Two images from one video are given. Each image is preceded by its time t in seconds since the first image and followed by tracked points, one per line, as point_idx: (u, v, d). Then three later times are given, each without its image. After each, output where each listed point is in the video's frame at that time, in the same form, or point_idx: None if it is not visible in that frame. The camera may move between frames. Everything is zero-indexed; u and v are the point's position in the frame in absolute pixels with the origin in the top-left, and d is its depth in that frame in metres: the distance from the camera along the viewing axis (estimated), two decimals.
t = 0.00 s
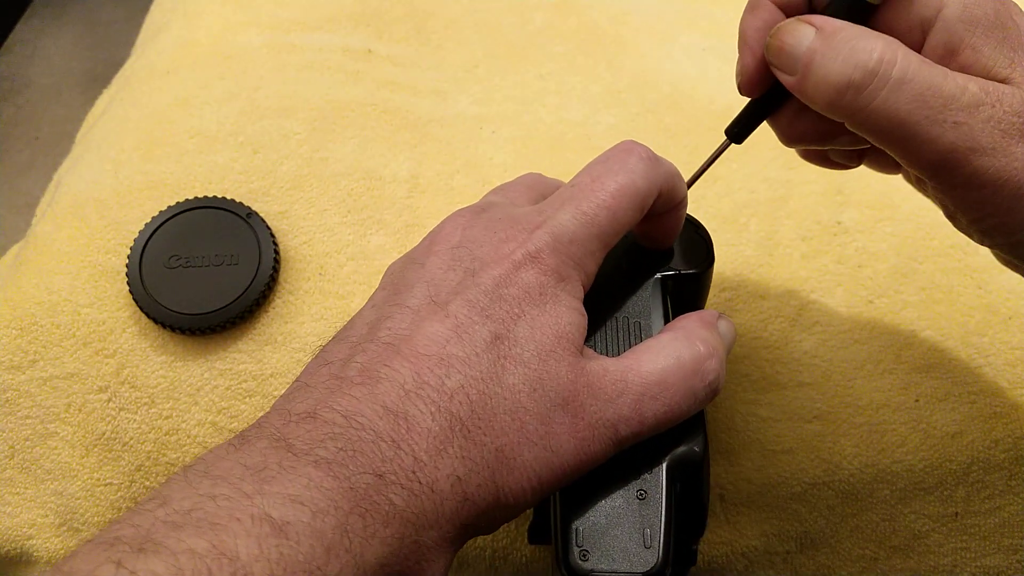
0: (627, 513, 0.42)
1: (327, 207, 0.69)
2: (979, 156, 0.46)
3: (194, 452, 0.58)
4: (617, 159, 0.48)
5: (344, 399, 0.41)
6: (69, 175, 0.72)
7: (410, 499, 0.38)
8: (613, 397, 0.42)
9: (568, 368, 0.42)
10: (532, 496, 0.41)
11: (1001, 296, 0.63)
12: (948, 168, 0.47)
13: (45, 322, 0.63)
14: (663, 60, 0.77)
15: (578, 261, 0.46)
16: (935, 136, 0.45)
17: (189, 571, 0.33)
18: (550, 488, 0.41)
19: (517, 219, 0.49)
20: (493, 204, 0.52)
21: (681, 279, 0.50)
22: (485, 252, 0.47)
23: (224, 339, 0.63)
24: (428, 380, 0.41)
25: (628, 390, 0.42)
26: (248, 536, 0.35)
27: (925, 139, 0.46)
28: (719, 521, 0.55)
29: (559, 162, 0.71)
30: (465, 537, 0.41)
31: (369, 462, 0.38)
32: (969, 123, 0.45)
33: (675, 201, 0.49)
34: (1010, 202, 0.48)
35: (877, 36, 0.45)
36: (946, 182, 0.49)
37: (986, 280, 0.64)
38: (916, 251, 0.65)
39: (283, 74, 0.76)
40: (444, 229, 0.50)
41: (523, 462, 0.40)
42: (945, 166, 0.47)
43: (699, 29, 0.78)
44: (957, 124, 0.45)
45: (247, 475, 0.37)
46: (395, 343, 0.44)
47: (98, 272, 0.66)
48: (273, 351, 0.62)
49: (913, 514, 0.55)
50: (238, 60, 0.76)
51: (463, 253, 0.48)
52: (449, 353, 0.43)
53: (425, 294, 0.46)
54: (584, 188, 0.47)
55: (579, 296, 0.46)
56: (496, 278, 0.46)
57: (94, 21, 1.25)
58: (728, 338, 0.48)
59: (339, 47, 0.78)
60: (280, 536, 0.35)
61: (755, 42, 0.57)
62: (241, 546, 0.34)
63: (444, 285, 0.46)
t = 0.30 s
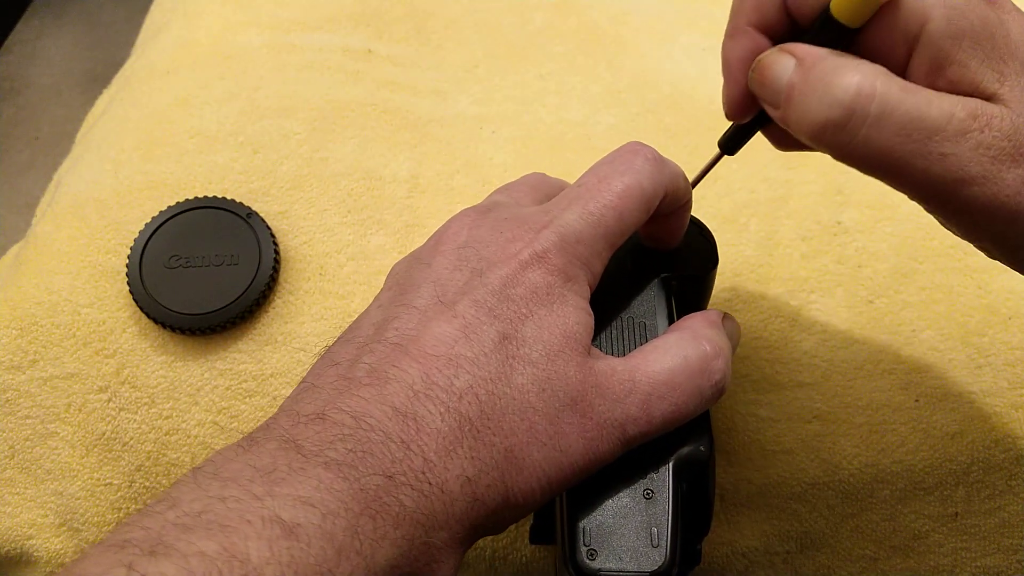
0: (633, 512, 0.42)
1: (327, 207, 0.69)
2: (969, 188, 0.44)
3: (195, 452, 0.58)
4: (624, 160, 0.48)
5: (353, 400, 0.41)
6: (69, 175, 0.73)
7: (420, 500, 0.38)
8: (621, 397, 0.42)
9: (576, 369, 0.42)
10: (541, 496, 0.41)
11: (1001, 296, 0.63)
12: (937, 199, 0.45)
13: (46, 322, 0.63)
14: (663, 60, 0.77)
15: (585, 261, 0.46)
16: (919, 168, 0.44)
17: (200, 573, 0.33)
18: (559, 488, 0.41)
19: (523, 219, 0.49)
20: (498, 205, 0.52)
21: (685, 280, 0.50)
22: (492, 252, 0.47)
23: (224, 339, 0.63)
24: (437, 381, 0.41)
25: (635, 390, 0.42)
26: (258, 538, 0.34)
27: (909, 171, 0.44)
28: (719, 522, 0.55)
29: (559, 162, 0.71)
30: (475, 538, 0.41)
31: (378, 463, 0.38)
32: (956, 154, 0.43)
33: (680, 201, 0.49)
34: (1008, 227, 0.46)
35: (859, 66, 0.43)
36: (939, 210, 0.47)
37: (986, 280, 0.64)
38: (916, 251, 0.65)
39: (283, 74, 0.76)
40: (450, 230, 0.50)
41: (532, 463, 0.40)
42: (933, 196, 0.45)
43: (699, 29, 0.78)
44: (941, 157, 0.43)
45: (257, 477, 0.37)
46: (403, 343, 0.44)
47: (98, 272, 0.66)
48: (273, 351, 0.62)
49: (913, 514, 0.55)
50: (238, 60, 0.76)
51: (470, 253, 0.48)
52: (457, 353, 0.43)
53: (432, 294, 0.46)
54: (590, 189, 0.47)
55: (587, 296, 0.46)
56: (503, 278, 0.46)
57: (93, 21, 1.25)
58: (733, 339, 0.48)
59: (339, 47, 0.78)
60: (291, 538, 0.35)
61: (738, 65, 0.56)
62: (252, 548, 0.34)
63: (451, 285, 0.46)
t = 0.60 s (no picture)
0: (637, 514, 0.42)
1: (328, 207, 0.69)
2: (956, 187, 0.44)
3: (195, 452, 0.58)
4: (628, 163, 0.48)
5: (357, 402, 0.41)
6: (68, 175, 0.73)
7: (425, 502, 0.38)
8: (625, 399, 0.42)
9: (580, 370, 0.42)
10: (546, 499, 0.41)
11: (1001, 296, 0.63)
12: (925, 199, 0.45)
13: (46, 322, 0.63)
14: (663, 60, 0.77)
15: (589, 263, 0.46)
16: (906, 168, 0.44)
17: None
18: (564, 490, 0.41)
19: (527, 220, 0.49)
20: (501, 207, 0.52)
21: (688, 282, 0.50)
22: (496, 253, 0.47)
23: (224, 339, 0.63)
24: (442, 383, 0.41)
25: (640, 392, 0.42)
26: (264, 540, 0.34)
27: (896, 172, 0.44)
28: (720, 523, 0.55)
29: (559, 162, 0.71)
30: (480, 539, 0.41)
31: (384, 465, 0.38)
32: (943, 153, 0.43)
33: (683, 203, 0.49)
34: (998, 225, 0.46)
35: (844, 67, 0.43)
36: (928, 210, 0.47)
37: (986, 280, 0.64)
38: (917, 251, 0.65)
39: (283, 74, 0.76)
40: (454, 231, 0.50)
41: (537, 465, 0.40)
42: (921, 196, 0.45)
43: (699, 29, 0.78)
44: (927, 157, 0.43)
45: (262, 479, 0.37)
46: (408, 345, 0.44)
47: (98, 272, 0.66)
48: (273, 351, 0.62)
49: (913, 514, 0.55)
50: (238, 60, 0.76)
51: (474, 255, 0.48)
52: (462, 355, 0.43)
53: (436, 296, 0.46)
54: (595, 191, 0.47)
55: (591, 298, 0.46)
56: (507, 280, 0.46)
57: (93, 21, 1.25)
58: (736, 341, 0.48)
59: (339, 47, 0.78)
60: (297, 541, 0.35)
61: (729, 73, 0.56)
62: (258, 551, 0.34)
63: (456, 287, 0.46)
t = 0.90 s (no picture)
0: (638, 522, 0.42)
1: (328, 208, 0.69)
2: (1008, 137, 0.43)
3: (195, 453, 0.58)
4: (630, 167, 0.48)
5: (357, 408, 0.41)
6: (69, 175, 0.73)
7: (426, 510, 0.38)
8: (627, 405, 0.42)
9: (582, 377, 0.42)
10: (547, 506, 0.41)
11: (1001, 297, 0.63)
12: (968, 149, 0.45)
13: (46, 323, 0.63)
14: (663, 61, 0.77)
15: (591, 269, 0.46)
16: (957, 112, 0.44)
17: None
18: (565, 497, 0.41)
19: (529, 225, 0.49)
20: (502, 210, 0.52)
21: (691, 287, 0.50)
22: (498, 259, 0.47)
23: (224, 339, 0.63)
24: (443, 390, 0.41)
25: (642, 399, 0.42)
26: (265, 548, 0.34)
27: (947, 117, 0.44)
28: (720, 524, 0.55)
29: (559, 162, 0.71)
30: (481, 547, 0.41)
31: (384, 473, 0.38)
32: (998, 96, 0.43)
33: (686, 208, 0.49)
34: None
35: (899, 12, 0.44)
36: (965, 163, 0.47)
37: (986, 280, 0.64)
38: (917, 251, 0.65)
39: (283, 74, 0.76)
40: (455, 236, 0.50)
41: (538, 472, 0.40)
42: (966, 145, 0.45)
43: (699, 29, 0.78)
44: (985, 96, 0.43)
45: (262, 487, 0.37)
46: (409, 351, 0.44)
47: (98, 273, 0.66)
48: (273, 351, 0.62)
49: (913, 514, 0.55)
50: (238, 60, 0.76)
51: (475, 260, 0.48)
52: (463, 362, 0.43)
53: (437, 302, 0.46)
54: (597, 195, 0.47)
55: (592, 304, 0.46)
56: (509, 286, 0.46)
57: (93, 20, 1.25)
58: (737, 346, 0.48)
59: (339, 47, 0.78)
60: (298, 550, 0.34)
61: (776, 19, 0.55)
62: (258, 560, 0.34)
63: (457, 293, 0.46)
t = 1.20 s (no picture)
0: (639, 521, 0.42)
1: (328, 208, 0.69)
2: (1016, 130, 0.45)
3: (195, 453, 0.58)
4: (630, 166, 0.48)
5: (358, 408, 0.41)
6: (69, 175, 0.73)
7: (427, 510, 0.38)
8: (627, 405, 0.42)
9: (583, 376, 0.42)
10: (548, 505, 0.41)
11: (1001, 296, 0.63)
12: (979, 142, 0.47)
13: (46, 323, 0.63)
14: (662, 60, 0.77)
15: (591, 268, 0.46)
16: (968, 110, 0.45)
17: None
18: (565, 497, 0.41)
19: (529, 224, 0.49)
20: (502, 209, 0.52)
21: (691, 285, 0.50)
22: (498, 258, 0.47)
23: (224, 339, 0.63)
24: (443, 389, 0.41)
25: (642, 398, 0.42)
26: (266, 548, 0.34)
27: (962, 114, 0.45)
28: (720, 524, 0.55)
29: (559, 162, 0.71)
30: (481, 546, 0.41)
31: (385, 472, 0.38)
32: (1002, 97, 0.45)
33: (686, 207, 0.49)
34: None
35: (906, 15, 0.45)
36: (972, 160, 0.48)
37: (986, 280, 0.64)
38: (918, 251, 0.65)
39: (283, 74, 0.76)
40: (454, 235, 0.50)
41: (539, 471, 0.40)
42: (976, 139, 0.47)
43: (699, 30, 0.78)
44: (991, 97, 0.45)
45: (263, 486, 0.37)
46: (409, 351, 0.44)
47: (98, 273, 0.66)
48: (274, 351, 0.62)
49: (913, 514, 0.55)
50: (238, 60, 0.76)
51: (475, 259, 0.48)
52: (464, 360, 0.43)
53: (437, 301, 0.46)
54: (597, 194, 0.47)
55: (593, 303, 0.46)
56: (509, 285, 0.46)
57: (93, 21, 1.25)
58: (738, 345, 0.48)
59: (339, 47, 0.78)
60: (298, 549, 0.34)
61: (782, 30, 0.57)
62: (259, 559, 0.34)
63: (457, 292, 0.46)
